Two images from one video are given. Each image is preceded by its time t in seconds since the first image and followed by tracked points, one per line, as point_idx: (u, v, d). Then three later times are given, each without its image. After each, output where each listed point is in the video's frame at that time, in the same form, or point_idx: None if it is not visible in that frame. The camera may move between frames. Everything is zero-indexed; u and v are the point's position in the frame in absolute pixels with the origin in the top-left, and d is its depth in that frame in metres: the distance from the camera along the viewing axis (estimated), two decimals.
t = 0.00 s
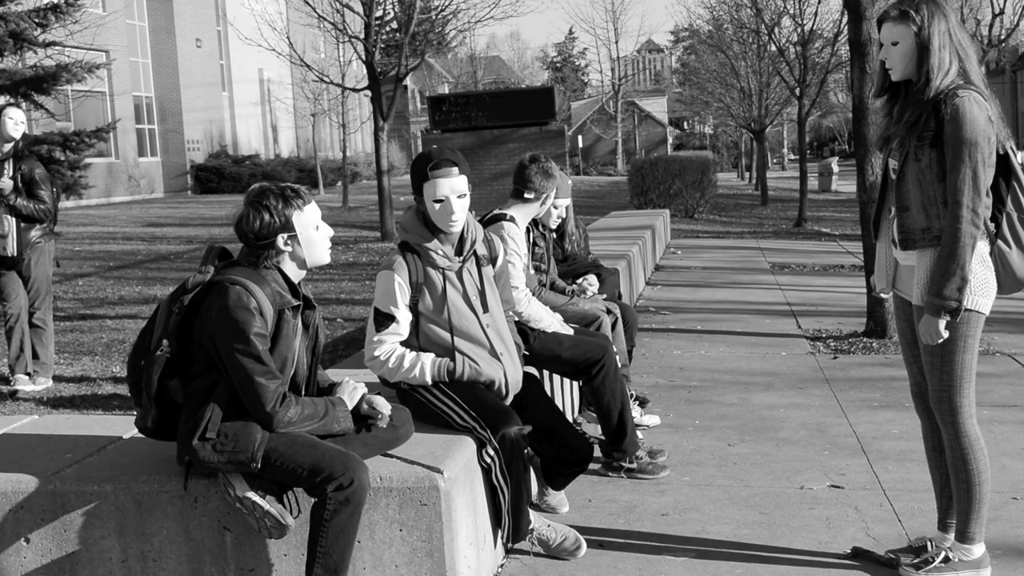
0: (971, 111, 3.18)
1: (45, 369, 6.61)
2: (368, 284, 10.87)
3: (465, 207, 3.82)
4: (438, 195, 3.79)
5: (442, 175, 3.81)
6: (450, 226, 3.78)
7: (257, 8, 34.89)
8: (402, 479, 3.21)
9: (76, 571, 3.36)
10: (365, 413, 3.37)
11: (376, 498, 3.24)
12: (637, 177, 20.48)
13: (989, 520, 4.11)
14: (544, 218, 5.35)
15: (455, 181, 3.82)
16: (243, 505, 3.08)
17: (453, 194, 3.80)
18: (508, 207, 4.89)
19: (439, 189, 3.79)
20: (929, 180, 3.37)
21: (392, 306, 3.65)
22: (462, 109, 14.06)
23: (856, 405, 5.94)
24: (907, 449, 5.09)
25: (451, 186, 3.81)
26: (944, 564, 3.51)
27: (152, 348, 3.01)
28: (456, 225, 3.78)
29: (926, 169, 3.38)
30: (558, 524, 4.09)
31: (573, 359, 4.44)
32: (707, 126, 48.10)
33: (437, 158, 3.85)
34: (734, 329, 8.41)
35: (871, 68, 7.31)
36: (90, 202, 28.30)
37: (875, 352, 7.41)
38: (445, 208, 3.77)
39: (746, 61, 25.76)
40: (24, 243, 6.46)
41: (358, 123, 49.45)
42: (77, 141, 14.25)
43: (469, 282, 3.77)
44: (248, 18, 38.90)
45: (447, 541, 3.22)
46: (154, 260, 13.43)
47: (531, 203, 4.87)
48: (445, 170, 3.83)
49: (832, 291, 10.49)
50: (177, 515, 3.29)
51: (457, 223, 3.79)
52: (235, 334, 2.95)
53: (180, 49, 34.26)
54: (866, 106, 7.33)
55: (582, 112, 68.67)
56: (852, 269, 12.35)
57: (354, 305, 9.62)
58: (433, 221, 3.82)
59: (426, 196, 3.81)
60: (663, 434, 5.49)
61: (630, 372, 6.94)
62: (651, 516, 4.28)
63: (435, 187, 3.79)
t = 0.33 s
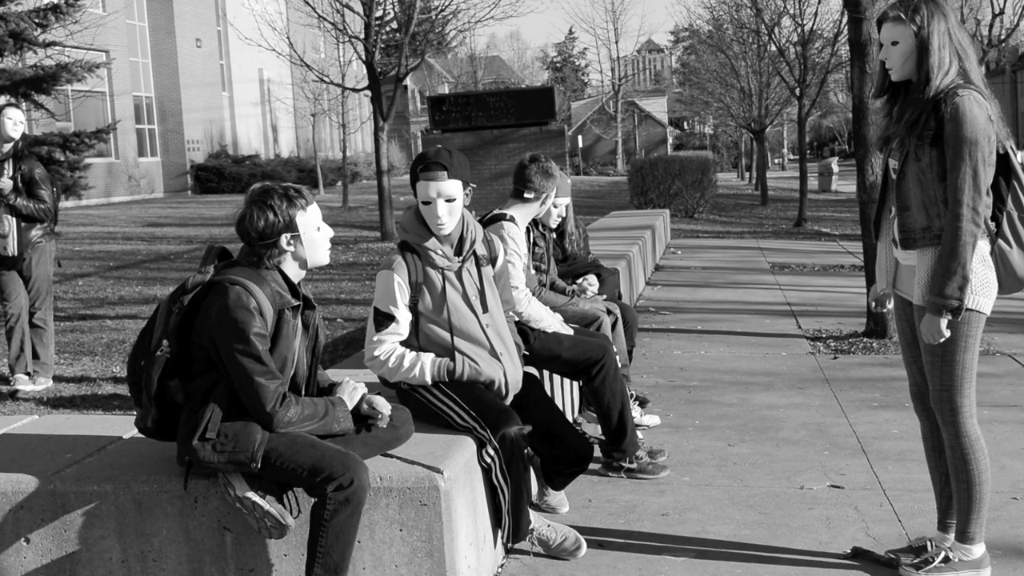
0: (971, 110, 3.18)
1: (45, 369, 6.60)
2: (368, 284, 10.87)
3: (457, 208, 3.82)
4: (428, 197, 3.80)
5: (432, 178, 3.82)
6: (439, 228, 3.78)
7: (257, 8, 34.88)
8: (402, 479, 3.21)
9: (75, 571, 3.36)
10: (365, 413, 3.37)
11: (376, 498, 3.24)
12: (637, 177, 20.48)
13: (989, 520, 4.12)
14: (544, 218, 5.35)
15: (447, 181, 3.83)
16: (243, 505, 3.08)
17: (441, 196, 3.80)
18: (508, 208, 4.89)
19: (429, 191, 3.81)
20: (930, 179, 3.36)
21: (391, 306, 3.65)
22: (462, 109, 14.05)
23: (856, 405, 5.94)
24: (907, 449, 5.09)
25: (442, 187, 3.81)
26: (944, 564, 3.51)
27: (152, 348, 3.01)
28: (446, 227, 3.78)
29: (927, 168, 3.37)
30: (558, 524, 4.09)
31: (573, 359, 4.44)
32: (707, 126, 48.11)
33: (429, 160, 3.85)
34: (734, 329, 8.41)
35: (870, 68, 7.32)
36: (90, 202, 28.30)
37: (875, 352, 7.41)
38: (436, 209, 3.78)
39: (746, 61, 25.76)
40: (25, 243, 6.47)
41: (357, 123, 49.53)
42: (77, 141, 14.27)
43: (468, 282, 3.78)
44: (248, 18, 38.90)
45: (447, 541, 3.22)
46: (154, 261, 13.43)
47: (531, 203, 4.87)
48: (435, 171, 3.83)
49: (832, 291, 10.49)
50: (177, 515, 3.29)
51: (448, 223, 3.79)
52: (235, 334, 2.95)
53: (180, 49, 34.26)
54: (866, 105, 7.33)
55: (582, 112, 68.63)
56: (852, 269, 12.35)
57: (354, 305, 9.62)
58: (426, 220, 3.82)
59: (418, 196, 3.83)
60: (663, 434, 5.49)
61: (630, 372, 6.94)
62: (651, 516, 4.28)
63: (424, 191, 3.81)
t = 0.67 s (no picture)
0: (971, 110, 3.19)
1: (45, 369, 6.60)
2: (368, 284, 10.87)
3: (449, 208, 3.84)
4: (421, 197, 3.84)
5: (424, 178, 3.86)
6: (431, 227, 3.80)
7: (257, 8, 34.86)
8: (402, 479, 3.21)
9: (75, 571, 3.36)
10: (365, 413, 3.37)
11: (376, 498, 3.24)
12: (637, 177, 20.48)
13: (989, 520, 4.12)
14: (544, 218, 5.35)
15: (438, 179, 3.86)
16: (243, 505, 3.08)
17: (432, 196, 3.83)
18: (508, 208, 4.89)
19: (420, 191, 3.84)
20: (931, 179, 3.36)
21: (390, 306, 3.65)
22: (462, 109, 14.03)
23: (856, 405, 5.95)
24: (907, 450, 5.09)
25: (433, 186, 3.84)
26: (944, 564, 3.51)
27: (152, 348, 3.01)
28: (438, 225, 3.80)
29: (927, 168, 3.37)
30: (558, 524, 4.09)
31: (573, 359, 4.44)
32: (707, 126, 48.10)
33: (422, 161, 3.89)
34: (734, 329, 8.41)
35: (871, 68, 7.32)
36: (91, 202, 28.31)
37: (875, 352, 7.41)
38: (427, 208, 3.81)
39: (746, 61, 25.76)
40: (25, 243, 6.47)
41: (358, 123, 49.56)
42: (77, 141, 14.28)
43: (467, 282, 3.78)
44: (248, 18, 38.89)
45: (447, 541, 3.22)
46: (154, 260, 13.43)
47: (531, 203, 4.86)
48: (427, 170, 3.87)
49: (832, 291, 10.49)
50: (177, 515, 3.29)
51: (440, 222, 3.81)
52: (235, 334, 2.95)
53: (180, 49, 34.26)
54: (866, 106, 7.33)
55: (583, 112, 68.60)
56: (851, 269, 12.35)
57: (354, 305, 9.61)
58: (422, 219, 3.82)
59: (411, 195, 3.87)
60: (663, 434, 5.49)
61: (630, 372, 6.94)
62: (651, 516, 4.28)
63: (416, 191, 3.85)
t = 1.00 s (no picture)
0: (972, 110, 3.19)
1: (45, 369, 6.61)
2: (368, 284, 10.88)
3: (442, 205, 3.88)
4: (416, 196, 3.87)
5: (418, 177, 3.89)
6: (425, 225, 3.84)
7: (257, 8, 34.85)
8: (402, 479, 3.21)
9: (75, 571, 3.36)
10: (365, 414, 3.37)
11: (376, 498, 3.24)
12: (637, 177, 20.47)
13: (990, 520, 4.12)
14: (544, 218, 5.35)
15: (431, 178, 3.89)
16: (243, 505, 3.08)
17: (426, 194, 3.87)
18: (507, 207, 4.89)
19: (416, 190, 3.87)
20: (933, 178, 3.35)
21: (389, 307, 3.65)
22: (462, 109, 13.98)
23: (856, 405, 5.95)
24: (907, 449, 5.09)
25: (425, 184, 3.88)
26: (944, 564, 3.51)
27: (152, 348, 3.01)
28: (433, 223, 3.84)
29: (929, 167, 3.37)
30: (558, 523, 4.09)
31: (573, 359, 4.44)
32: (707, 126, 48.07)
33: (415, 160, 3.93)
34: (734, 329, 8.41)
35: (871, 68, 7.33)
36: (91, 202, 28.31)
37: (875, 352, 7.41)
38: (420, 206, 3.84)
39: (746, 61, 25.74)
40: (25, 243, 6.47)
41: (358, 123, 49.63)
42: (77, 141, 14.30)
43: (465, 282, 3.78)
44: (248, 18, 38.89)
45: (448, 541, 3.22)
46: (154, 261, 13.43)
47: (530, 202, 4.86)
48: (419, 168, 3.92)
49: (832, 291, 10.49)
50: (177, 515, 3.29)
51: (434, 220, 3.85)
52: (236, 334, 2.95)
53: (180, 49, 34.26)
54: (866, 106, 7.34)
55: (583, 112, 68.58)
56: (852, 269, 12.35)
57: (354, 305, 9.61)
58: (417, 218, 3.85)
59: (407, 194, 3.90)
60: (663, 434, 5.49)
61: (630, 372, 6.94)
62: (651, 516, 4.29)
63: (411, 190, 3.88)
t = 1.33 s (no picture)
0: (973, 110, 3.19)
1: (45, 369, 6.61)
2: (368, 284, 10.88)
3: (438, 202, 3.87)
4: (413, 193, 3.86)
5: (413, 174, 3.87)
6: (421, 223, 3.84)
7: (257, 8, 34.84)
8: (402, 479, 3.21)
9: (75, 571, 3.36)
10: (365, 414, 3.38)
11: (376, 498, 3.24)
12: (637, 177, 20.47)
13: (990, 520, 4.12)
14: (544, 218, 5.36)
15: (427, 175, 3.87)
16: (243, 505, 3.08)
17: (423, 191, 3.86)
18: (507, 207, 4.89)
19: (413, 188, 3.86)
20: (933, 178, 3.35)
21: (387, 307, 3.66)
22: (462, 109, 13.98)
23: (856, 405, 5.95)
24: (908, 450, 5.09)
25: (421, 182, 3.86)
26: (944, 564, 3.51)
27: (152, 348, 3.01)
28: (429, 221, 3.84)
29: (930, 167, 3.36)
30: (558, 524, 4.09)
31: (573, 359, 4.44)
32: (707, 126, 48.06)
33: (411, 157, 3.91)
34: (735, 329, 8.40)
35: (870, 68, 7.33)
36: (91, 202, 28.32)
37: (875, 352, 7.41)
38: (416, 204, 3.84)
39: (746, 61, 25.75)
40: (25, 243, 6.47)
41: (358, 123, 49.65)
42: (77, 141, 14.31)
43: (463, 281, 3.77)
44: (248, 18, 38.88)
45: (448, 541, 3.22)
46: (154, 261, 13.44)
47: (530, 202, 4.86)
48: (415, 166, 3.88)
49: (832, 291, 10.49)
50: (177, 516, 3.29)
51: (430, 218, 3.85)
52: (235, 334, 2.95)
53: (180, 49, 34.25)
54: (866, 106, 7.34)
55: (582, 112, 68.58)
56: (852, 269, 12.35)
57: (354, 305, 9.62)
58: (414, 216, 3.85)
59: (402, 192, 3.89)
60: (663, 434, 5.49)
61: (630, 372, 6.94)
62: (651, 516, 4.28)
63: (408, 187, 3.87)
